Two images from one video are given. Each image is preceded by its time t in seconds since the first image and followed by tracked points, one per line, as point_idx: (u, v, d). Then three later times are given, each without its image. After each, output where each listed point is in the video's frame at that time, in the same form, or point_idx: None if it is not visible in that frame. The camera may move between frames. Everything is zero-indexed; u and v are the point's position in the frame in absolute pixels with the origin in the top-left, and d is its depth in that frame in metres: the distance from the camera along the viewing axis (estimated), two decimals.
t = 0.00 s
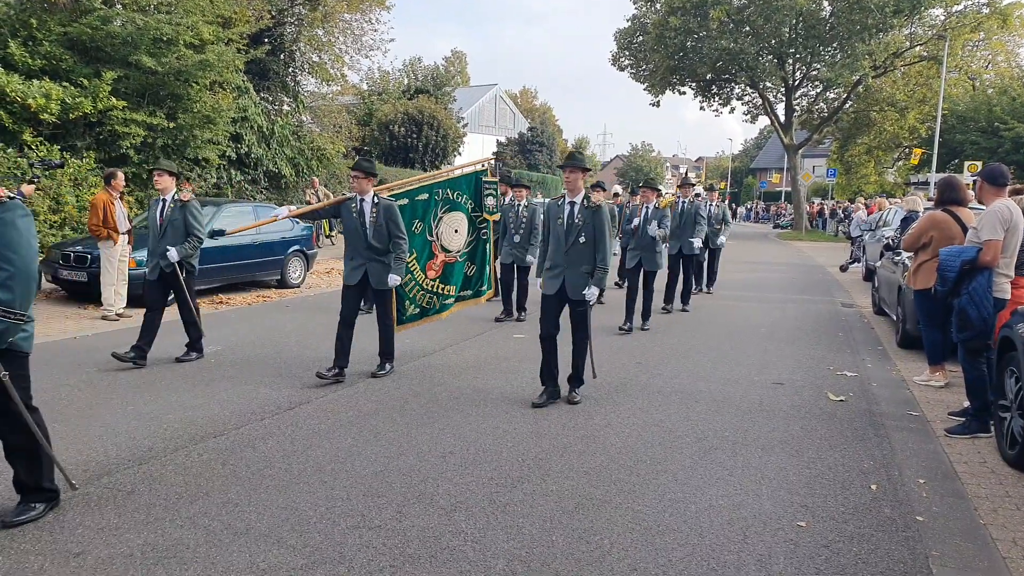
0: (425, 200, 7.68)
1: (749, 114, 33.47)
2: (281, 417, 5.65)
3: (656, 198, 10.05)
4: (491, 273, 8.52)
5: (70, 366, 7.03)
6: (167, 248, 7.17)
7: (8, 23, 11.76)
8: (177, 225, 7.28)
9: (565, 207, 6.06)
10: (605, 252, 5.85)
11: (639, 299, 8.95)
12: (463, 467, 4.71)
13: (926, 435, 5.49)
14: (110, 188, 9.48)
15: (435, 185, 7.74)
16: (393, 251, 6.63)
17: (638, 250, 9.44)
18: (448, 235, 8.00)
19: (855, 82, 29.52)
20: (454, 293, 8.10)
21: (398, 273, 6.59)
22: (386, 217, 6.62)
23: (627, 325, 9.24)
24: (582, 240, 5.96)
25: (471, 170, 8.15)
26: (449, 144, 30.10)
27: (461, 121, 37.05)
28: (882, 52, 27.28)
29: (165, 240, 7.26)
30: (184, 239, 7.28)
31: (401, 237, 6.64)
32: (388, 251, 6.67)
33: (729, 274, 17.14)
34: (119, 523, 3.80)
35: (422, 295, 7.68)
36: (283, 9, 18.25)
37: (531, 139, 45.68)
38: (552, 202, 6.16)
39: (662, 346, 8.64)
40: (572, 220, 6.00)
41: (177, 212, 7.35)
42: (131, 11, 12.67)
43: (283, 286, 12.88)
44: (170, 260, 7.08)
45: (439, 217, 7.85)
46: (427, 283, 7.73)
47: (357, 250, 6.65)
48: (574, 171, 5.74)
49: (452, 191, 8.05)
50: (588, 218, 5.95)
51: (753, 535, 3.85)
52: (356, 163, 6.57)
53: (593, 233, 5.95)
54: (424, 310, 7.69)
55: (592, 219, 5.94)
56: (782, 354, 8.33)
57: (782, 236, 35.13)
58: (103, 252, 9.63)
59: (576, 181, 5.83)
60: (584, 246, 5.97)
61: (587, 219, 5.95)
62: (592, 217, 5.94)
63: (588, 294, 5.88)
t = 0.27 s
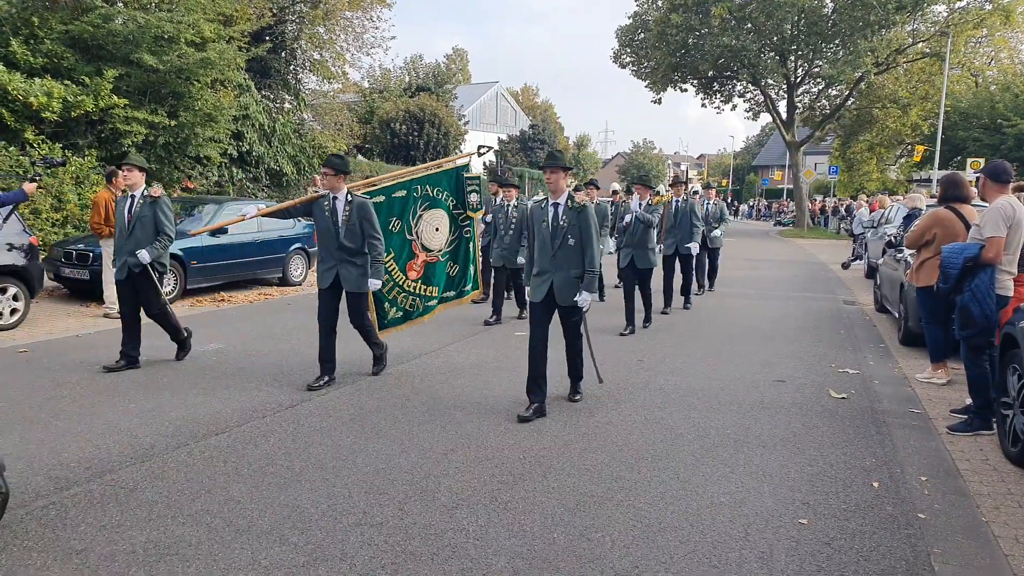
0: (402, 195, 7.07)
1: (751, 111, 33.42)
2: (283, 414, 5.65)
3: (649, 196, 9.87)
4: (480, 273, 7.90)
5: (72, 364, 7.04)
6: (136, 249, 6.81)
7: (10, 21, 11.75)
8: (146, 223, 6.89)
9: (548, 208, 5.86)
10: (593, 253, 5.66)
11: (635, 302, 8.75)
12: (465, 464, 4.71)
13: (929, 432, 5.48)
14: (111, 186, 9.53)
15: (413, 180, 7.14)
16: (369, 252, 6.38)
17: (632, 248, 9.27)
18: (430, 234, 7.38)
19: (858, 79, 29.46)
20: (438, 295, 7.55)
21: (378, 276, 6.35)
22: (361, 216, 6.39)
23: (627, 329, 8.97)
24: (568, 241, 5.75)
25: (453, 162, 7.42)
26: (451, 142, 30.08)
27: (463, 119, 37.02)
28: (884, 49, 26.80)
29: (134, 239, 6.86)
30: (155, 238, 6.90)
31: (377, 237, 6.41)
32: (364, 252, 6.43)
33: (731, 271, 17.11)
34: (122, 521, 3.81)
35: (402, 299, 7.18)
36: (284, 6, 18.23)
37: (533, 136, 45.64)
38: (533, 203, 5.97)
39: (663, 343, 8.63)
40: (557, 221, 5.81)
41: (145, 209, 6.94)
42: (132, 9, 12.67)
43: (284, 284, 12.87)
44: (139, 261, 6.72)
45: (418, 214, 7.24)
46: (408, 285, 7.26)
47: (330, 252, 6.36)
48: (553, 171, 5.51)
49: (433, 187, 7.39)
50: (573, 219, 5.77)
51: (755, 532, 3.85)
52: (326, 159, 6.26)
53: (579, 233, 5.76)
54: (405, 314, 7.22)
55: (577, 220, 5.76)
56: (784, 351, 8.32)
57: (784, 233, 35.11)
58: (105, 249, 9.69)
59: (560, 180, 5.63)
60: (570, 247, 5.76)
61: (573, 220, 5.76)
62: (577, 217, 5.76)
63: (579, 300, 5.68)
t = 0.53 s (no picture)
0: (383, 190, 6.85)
1: (753, 111, 33.40)
2: (282, 411, 5.65)
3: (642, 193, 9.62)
4: (463, 274, 7.66)
5: (71, 359, 7.04)
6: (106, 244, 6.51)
7: (10, 16, 11.67)
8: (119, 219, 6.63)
9: (535, 202, 5.64)
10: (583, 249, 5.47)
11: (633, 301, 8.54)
12: (464, 462, 4.72)
13: (928, 433, 5.49)
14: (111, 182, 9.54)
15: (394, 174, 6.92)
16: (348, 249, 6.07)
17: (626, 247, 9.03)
18: (413, 231, 7.13)
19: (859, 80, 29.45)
20: (420, 294, 7.29)
21: (357, 275, 6.03)
22: (338, 210, 6.05)
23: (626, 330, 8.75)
24: (558, 236, 5.56)
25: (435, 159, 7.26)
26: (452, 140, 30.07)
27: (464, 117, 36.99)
28: (885, 49, 26.92)
29: (105, 235, 6.61)
30: (126, 235, 6.65)
31: (356, 233, 6.10)
32: (342, 248, 6.11)
33: (731, 271, 17.11)
34: (121, 516, 3.81)
35: (384, 298, 6.91)
36: (286, 2, 18.22)
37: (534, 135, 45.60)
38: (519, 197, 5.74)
39: (663, 342, 8.63)
40: (545, 215, 5.60)
41: (119, 206, 6.66)
42: (134, 4, 12.67)
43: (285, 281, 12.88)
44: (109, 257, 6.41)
45: (400, 210, 7.01)
46: (390, 283, 6.95)
47: (306, 248, 6.04)
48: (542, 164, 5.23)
49: (415, 182, 7.17)
50: (563, 212, 5.57)
51: (753, 531, 3.85)
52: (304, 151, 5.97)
53: (567, 228, 5.59)
54: (389, 314, 6.95)
55: (566, 214, 5.57)
56: (784, 351, 8.32)
57: (784, 233, 35.10)
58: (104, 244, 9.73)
59: (549, 173, 5.38)
60: (559, 242, 5.57)
61: (562, 213, 5.57)
62: (566, 210, 5.57)
63: (568, 297, 5.44)
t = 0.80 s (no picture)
0: (362, 194, 6.34)
1: (755, 110, 33.35)
2: (283, 411, 5.64)
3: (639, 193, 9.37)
4: (451, 280, 7.05)
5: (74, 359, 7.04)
6: (72, 245, 6.20)
7: (15, 16, 11.70)
8: (91, 219, 6.32)
9: (522, 209, 5.17)
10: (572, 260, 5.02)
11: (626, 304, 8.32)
12: (467, 462, 4.71)
13: (932, 433, 5.47)
14: (116, 182, 9.51)
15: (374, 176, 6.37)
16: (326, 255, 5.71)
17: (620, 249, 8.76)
18: (394, 235, 6.63)
19: (862, 78, 29.39)
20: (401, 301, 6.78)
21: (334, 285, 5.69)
22: (316, 214, 5.69)
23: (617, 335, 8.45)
24: (544, 245, 5.09)
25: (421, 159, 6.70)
26: (454, 139, 30.06)
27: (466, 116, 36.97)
28: (888, 47, 26.86)
29: (73, 236, 6.29)
30: (96, 236, 6.33)
31: (335, 240, 5.73)
32: (319, 255, 5.74)
33: (733, 270, 17.08)
34: (123, 515, 3.81)
35: (361, 306, 6.46)
36: (288, 2, 18.22)
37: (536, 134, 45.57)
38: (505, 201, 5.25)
39: (666, 342, 8.62)
40: (533, 223, 5.12)
41: (91, 206, 6.35)
42: (137, 5, 12.67)
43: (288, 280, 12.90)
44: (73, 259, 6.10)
45: (379, 214, 6.48)
46: (367, 291, 6.48)
47: (282, 255, 5.66)
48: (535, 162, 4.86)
49: (398, 183, 6.61)
50: (552, 222, 5.09)
51: (757, 532, 3.84)
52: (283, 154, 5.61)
53: (555, 238, 5.11)
54: (366, 322, 6.51)
55: (555, 223, 5.09)
56: (787, 350, 8.29)
57: (787, 232, 35.05)
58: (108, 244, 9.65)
59: (540, 176, 5.03)
60: (545, 253, 5.10)
61: (551, 222, 5.09)
62: (555, 220, 5.10)
63: (552, 311, 4.96)
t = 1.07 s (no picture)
0: (346, 186, 6.15)
1: (761, 109, 33.27)
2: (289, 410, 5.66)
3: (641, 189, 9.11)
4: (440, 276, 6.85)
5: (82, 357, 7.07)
6: (48, 244, 6.07)
7: (22, 16, 11.75)
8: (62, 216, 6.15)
9: (510, 200, 4.89)
10: (561, 254, 4.76)
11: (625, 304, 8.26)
12: (471, 461, 4.71)
13: (938, 434, 5.46)
14: (123, 180, 9.55)
15: (360, 168, 6.19)
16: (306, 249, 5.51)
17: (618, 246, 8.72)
18: (380, 230, 6.39)
19: (868, 78, 29.30)
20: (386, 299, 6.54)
21: (313, 277, 5.44)
22: (295, 207, 5.52)
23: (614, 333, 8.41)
24: (533, 239, 4.84)
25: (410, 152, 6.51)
26: (459, 138, 30.06)
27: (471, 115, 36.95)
28: (894, 47, 26.79)
29: (47, 234, 6.15)
30: (71, 232, 6.18)
31: (314, 233, 5.53)
32: (300, 249, 5.58)
33: (738, 270, 17.05)
34: (129, 513, 3.82)
35: (344, 303, 6.19)
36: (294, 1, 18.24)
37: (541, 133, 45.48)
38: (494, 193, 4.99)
39: (671, 341, 8.62)
40: (521, 215, 4.86)
41: (62, 201, 6.18)
42: (144, 4, 12.70)
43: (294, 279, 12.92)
44: (49, 258, 5.98)
45: (364, 207, 6.26)
46: (351, 287, 6.23)
47: (261, 250, 5.53)
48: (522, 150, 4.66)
49: (384, 177, 6.40)
50: (540, 213, 4.82)
51: (762, 532, 3.83)
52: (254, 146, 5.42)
53: (545, 231, 4.84)
54: (347, 320, 6.24)
55: (544, 215, 4.82)
56: (792, 350, 8.26)
57: (792, 232, 34.97)
58: (114, 242, 9.66)
59: (529, 165, 4.76)
60: (535, 247, 4.84)
61: (539, 214, 4.82)
62: (545, 211, 4.82)
63: (538, 310, 4.75)
